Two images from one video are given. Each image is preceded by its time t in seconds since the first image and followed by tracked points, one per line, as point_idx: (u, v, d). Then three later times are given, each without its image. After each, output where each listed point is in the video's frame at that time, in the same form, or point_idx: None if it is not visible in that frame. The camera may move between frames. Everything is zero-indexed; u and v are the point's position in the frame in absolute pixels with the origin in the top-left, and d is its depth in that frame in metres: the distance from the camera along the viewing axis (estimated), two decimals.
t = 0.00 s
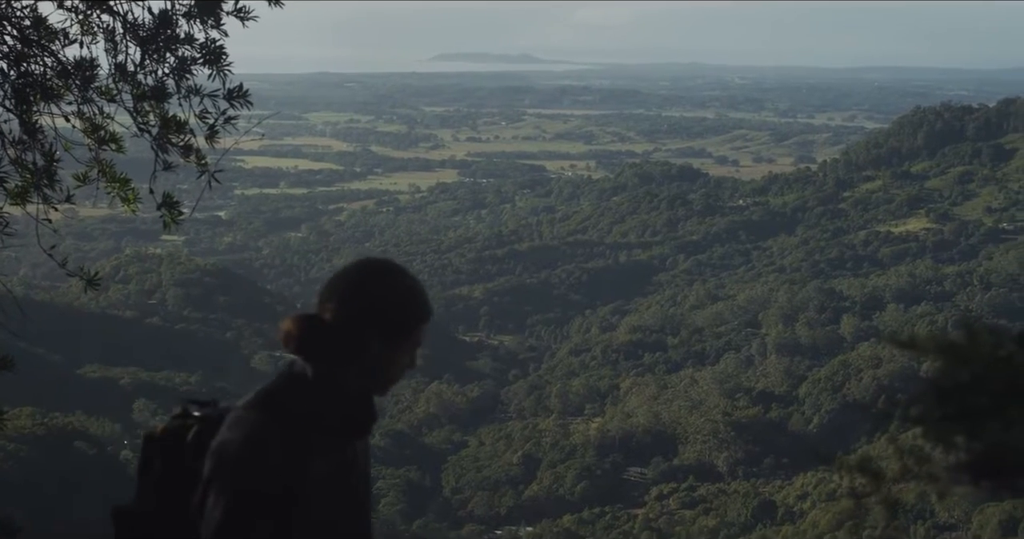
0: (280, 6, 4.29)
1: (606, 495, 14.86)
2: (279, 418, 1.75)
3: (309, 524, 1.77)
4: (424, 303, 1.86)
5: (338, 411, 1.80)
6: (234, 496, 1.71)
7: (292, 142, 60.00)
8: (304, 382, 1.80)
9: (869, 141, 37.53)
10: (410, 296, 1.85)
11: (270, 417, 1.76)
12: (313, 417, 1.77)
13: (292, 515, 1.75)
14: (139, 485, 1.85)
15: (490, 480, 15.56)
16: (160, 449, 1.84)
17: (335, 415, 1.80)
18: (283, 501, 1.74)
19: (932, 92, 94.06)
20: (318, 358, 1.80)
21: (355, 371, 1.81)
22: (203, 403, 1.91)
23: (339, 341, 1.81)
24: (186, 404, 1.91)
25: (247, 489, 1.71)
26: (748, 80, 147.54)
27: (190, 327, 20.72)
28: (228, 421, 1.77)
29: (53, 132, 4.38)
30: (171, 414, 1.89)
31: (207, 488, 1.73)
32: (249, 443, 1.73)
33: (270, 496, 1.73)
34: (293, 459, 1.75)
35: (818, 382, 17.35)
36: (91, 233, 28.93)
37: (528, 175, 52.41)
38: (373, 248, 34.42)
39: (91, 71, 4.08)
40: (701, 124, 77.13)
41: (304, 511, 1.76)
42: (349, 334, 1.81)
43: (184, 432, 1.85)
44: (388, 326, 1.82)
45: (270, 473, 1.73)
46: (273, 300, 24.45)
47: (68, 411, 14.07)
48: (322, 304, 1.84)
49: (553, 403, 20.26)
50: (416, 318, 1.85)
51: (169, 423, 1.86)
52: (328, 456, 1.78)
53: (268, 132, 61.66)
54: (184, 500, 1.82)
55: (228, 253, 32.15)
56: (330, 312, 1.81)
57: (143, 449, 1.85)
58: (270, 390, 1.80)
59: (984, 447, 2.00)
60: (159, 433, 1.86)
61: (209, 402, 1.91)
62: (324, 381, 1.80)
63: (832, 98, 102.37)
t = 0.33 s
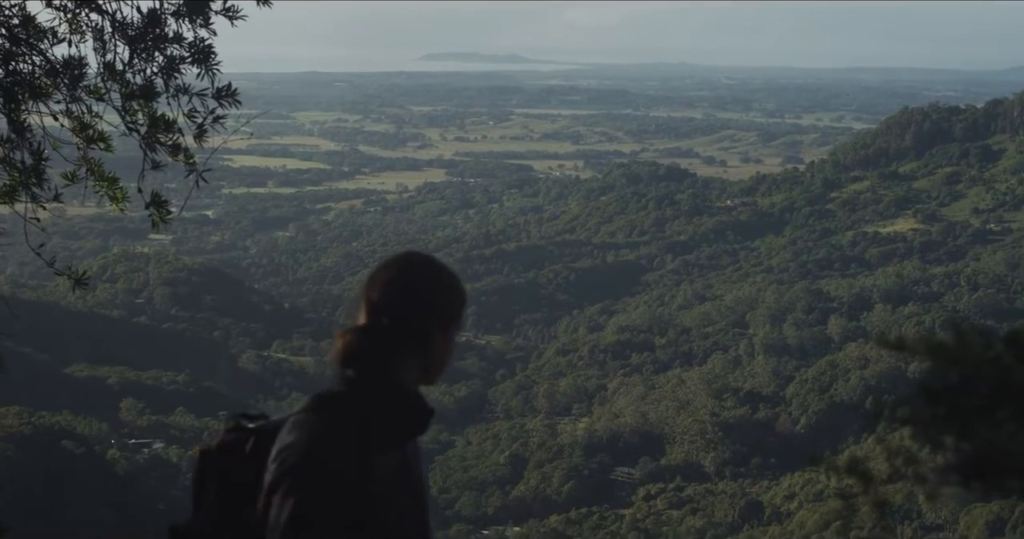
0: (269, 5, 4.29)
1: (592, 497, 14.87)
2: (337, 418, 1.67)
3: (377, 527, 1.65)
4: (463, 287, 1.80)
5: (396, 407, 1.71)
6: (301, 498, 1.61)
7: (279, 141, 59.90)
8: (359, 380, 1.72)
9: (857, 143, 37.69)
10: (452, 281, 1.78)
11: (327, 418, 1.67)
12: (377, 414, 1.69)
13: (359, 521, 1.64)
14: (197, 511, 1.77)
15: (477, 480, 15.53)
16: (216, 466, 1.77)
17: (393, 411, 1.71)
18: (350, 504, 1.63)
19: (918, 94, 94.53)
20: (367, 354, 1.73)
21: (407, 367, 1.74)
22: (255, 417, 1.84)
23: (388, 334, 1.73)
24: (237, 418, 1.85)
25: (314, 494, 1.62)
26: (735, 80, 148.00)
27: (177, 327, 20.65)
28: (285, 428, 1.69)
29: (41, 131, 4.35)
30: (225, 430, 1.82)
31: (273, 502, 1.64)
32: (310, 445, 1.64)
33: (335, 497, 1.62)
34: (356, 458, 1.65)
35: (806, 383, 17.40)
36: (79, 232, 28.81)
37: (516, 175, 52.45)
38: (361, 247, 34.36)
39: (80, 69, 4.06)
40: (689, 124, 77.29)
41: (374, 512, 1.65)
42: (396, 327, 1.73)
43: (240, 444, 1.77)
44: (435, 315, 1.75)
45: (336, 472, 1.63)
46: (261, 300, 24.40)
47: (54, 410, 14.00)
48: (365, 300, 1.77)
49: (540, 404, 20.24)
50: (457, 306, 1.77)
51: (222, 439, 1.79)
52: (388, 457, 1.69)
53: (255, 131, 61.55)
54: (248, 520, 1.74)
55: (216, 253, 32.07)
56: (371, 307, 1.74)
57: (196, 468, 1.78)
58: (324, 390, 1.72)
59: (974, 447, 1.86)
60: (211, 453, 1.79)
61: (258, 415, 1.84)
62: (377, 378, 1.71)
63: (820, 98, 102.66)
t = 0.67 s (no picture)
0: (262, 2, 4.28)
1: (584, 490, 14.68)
2: (393, 407, 1.68)
3: (436, 523, 1.65)
4: (502, 269, 1.82)
5: (445, 394, 1.73)
6: (359, 490, 1.62)
7: (272, 138, 59.75)
8: (408, 370, 1.72)
9: (849, 140, 37.74)
10: (491, 264, 1.81)
11: (381, 408, 1.68)
12: (431, 401, 1.71)
13: (419, 516, 1.63)
14: (248, 508, 1.76)
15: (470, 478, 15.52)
16: (269, 460, 1.77)
17: (442, 398, 1.72)
18: (410, 493, 1.63)
19: (911, 91, 94.56)
20: (413, 341, 1.75)
21: (451, 355, 1.76)
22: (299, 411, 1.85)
23: (432, 319, 1.75)
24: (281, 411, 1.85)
25: (376, 489, 1.62)
26: (728, 78, 147.99)
27: (171, 325, 20.61)
28: (338, 420, 1.70)
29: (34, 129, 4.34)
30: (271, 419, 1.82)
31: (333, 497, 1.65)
32: (366, 437, 1.65)
33: (396, 486, 1.63)
34: (412, 447, 1.66)
35: (799, 380, 17.47)
36: (71, 229, 28.71)
37: (509, 172, 52.42)
38: (354, 245, 34.30)
39: (73, 67, 4.06)
40: (682, 121, 77.31)
41: (430, 509, 1.65)
42: (441, 314, 1.76)
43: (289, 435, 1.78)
44: (478, 300, 1.77)
45: (393, 471, 1.63)
46: (254, 297, 24.35)
47: (48, 407, 14.00)
48: (405, 287, 1.79)
49: (533, 400, 20.24)
50: (498, 289, 1.80)
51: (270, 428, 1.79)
52: (442, 443, 1.70)
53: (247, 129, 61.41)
54: (304, 515, 1.76)
55: (209, 250, 31.99)
56: (412, 293, 1.76)
57: (246, 468, 1.78)
58: (373, 378, 1.72)
59: (968, 446, 2.03)
60: (261, 446, 1.78)
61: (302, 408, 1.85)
62: (424, 367, 1.73)
63: (813, 96, 102.64)
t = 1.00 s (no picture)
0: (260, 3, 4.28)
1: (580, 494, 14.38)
2: (438, 409, 1.59)
3: (481, 526, 1.55)
4: (542, 266, 1.74)
5: (490, 394, 1.64)
6: (408, 497, 1.53)
7: (270, 139, 59.76)
8: (453, 371, 1.63)
9: (846, 141, 37.81)
10: (533, 263, 1.73)
11: (426, 410, 1.58)
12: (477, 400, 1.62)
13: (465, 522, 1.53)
14: (289, 516, 1.64)
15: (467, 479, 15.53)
16: (314, 461, 1.66)
17: (486, 398, 1.63)
18: (459, 500, 1.54)
19: (908, 92, 94.71)
20: (455, 342, 1.66)
21: (494, 354, 1.67)
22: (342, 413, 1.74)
23: (474, 320, 1.66)
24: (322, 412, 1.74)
25: (424, 493, 1.53)
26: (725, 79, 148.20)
27: (169, 326, 20.60)
28: (382, 422, 1.60)
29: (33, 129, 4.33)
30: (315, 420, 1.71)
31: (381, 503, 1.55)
32: (411, 440, 1.55)
33: (443, 493, 1.53)
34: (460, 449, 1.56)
35: (797, 381, 17.53)
36: (69, 229, 28.71)
37: (507, 173, 52.46)
38: (351, 246, 34.31)
39: (71, 68, 4.06)
40: (680, 122, 77.39)
41: (480, 511, 1.55)
42: (484, 313, 1.67)
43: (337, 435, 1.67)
44: (522, 299, 1.68)
45: (440, 472, 1.54)
46: (251, 298, 24.34)
47: (47, 407, 13.99)
48: (446, 287, 1.71)
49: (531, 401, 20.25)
50: (537, 285, 1.71)
51: (313, 427, 1.68)
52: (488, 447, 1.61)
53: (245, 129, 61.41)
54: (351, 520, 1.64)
55: (206, 251, 31.98)
56: (453, 292, 1.68)
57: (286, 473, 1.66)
58: (417, 378, 1.63)
59: (969, 447, 2.11)
60: (302, 449, 1.67)
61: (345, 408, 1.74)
62: (468, 366, 1.64)
63: (811, 96, 102.76)
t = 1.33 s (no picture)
0: (264, 5, 4.29)
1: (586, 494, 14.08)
2: (492, 419, 1.65)
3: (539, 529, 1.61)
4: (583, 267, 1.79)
5: (540, 399, 1.70)
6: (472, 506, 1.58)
7: (273, 141, 59.84)
8: (504, 378, 1.70)
9: (850, 143, 37.81)
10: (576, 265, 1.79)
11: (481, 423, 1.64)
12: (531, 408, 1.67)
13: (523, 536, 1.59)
14: (343, 530, 1.57)
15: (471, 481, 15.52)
16: (366, 471, 1.58)
17: (537, 406, 1.69)
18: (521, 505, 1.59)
19: (913, 94, 94.74)
20: (506, 348, 1.73)
21: (543, 359, 1.74)
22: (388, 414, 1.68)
23: (524, 326, 1.73)
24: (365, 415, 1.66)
25: (488, 510, 1.58)
26: (729, 82, 148.22)
27: (173, 328, 20.63)
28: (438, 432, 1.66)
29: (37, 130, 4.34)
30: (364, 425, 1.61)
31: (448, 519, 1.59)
32: (474, 448, 1.60)
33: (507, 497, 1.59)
34: (519, 455, 1.61)
35: (800, 384, 17.54)
36: (73, 231, 28.75)
37: (510, 175, 52.52)
38: (355, 249, 34.35)
39: (76, 69, 4.06)
40: (684, 124, 77.44)
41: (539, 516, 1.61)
42: (534, 322, 1.73)
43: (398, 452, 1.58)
44: (565, 305, 1.74)
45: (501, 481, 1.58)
46: (254, 299, 24.36)
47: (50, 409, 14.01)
48: (493, 291, 1.77)
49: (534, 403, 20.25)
50: (584, 290, 1.77)
51: (366, 436, 1.58)
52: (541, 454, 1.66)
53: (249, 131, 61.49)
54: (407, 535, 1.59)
55: (210, 253, 32.00)
56: (496, 300, 1.74)
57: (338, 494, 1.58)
58: (470, 387, 1.69)
59: (974, 449, 2.11)
60: (351, 462, 1.58)
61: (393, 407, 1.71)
62: (519, 373, 1.70)
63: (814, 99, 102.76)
